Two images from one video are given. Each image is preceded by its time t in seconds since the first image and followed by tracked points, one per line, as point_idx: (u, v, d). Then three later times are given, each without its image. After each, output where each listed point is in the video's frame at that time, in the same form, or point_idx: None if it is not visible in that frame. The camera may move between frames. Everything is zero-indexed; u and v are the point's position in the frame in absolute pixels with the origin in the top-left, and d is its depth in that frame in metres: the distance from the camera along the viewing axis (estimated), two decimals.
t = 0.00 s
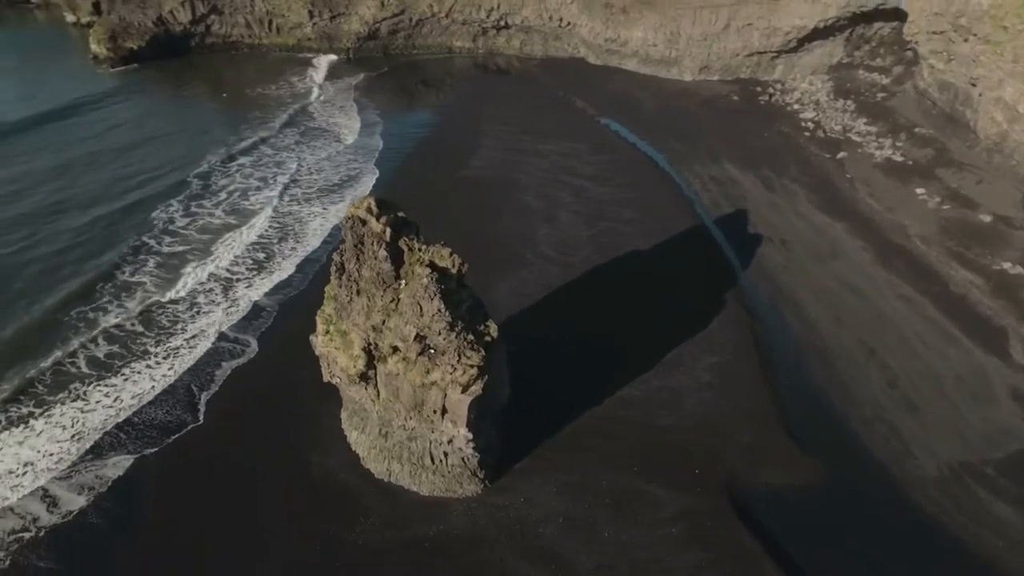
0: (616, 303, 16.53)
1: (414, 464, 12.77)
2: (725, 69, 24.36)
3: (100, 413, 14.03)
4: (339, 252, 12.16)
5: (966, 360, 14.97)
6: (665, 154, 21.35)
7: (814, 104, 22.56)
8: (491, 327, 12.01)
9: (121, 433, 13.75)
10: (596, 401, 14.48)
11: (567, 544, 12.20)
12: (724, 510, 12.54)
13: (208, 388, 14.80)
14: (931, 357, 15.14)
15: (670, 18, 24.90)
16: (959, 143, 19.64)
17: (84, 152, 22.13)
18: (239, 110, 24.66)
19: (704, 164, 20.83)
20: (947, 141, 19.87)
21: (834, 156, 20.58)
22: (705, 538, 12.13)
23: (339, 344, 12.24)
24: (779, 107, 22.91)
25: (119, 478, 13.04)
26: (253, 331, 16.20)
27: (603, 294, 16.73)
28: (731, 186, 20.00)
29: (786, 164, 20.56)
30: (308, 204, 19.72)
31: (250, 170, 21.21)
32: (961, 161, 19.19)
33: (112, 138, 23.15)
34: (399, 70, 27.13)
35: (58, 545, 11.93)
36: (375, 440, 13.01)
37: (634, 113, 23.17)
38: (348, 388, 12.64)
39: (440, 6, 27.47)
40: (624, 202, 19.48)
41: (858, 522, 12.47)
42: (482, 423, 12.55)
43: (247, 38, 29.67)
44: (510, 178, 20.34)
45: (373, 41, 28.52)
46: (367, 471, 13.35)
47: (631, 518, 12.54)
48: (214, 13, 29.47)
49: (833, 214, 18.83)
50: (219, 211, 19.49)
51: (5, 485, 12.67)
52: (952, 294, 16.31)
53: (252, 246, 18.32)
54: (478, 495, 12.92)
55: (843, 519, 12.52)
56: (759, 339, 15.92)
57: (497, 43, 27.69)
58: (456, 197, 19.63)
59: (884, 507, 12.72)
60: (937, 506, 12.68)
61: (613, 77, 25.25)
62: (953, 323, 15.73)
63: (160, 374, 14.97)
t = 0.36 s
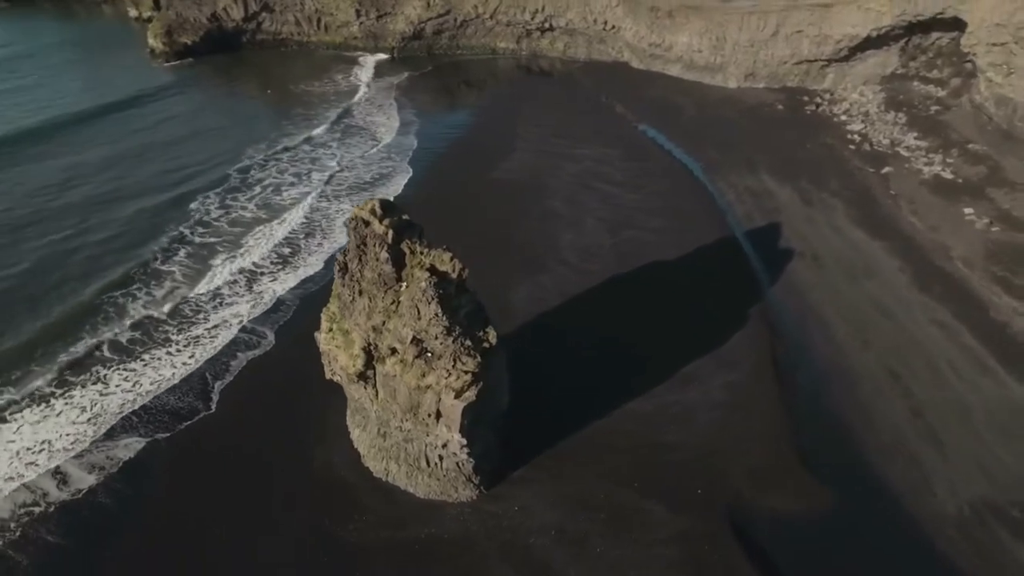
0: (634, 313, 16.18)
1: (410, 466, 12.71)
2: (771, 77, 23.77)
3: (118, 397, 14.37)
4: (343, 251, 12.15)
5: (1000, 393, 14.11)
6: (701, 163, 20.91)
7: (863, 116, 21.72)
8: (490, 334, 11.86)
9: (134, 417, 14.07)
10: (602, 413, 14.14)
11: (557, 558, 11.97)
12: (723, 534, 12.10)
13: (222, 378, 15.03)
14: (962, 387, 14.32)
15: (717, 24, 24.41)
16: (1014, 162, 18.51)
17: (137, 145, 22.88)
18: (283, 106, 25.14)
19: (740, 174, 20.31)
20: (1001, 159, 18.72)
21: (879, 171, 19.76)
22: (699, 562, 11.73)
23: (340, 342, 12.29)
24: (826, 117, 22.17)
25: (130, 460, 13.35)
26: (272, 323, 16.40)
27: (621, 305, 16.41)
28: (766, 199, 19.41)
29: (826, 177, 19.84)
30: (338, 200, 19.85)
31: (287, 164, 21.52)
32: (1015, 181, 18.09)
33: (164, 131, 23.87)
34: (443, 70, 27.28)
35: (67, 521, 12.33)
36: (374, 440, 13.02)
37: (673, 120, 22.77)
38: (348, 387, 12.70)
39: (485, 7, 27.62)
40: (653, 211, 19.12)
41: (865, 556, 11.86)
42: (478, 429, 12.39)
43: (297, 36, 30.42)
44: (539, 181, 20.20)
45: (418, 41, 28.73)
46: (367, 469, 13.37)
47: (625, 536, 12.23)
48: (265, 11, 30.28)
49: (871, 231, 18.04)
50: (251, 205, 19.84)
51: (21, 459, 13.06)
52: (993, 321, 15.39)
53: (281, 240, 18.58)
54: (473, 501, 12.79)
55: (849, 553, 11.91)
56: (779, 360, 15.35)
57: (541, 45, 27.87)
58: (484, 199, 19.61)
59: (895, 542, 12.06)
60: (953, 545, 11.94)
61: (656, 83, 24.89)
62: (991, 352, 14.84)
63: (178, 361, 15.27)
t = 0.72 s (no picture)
0: (645, 325, 15.86)
1: (403, 467, 12.60)
2: (814, 86, 23.05)
3: (132, 383, 14.64)
4: (343, 251, 12.10)
5: None
6: (732, 173, 20.41)
7: (908, 129, 20.82)
8: (485, 339, 11.71)
9: (144, 403, 14.31)
10: (603, 426, 13.90)
11: (542, 568, 11.78)
12: (714, 556, 11.72)
13: (232, 368, 15.18)
14: (987, 418, 13.59)
15: (758, 30, 23.87)
16: None
17: (179, 138, 23.38)
18: (320, 102, 25.47)
19: (771, 185, 19.82)
20: None
21: (919, 186, 18.92)
22: None
23: (338, 341, 12.27)
24: (868, 129, 21.36)
25: (138, 444, 13.61)
26: (286, 318, 16.53)
27: (633, 316, 16.09)
28: (796, 212, 18.83)
29: (862, 191, 19.12)
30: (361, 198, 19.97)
31: (317, 161, 21.76)
32: None
33: (205, 125, 24.37)
34: (480, 71, 27.25)
35: (74, 499, 12.62)
36: (369, 438, 12.96)
37: (707, 128, 22.30)
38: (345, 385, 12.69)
39: (524, 9, 27.60)
40: (677, 221, 18.76)
41: None
42: (471, 434, 12.24)
43: (339, 35, 30.89)
44: (564, 186, 20.02)
45: (457, 41, 28.84)
46: (361, 467, 13.33)
47: (614, 551, 11.95)
48: (309, 10, 30.79)
49: (905, 249, 17.30)
50: (278, 202, 20.07)
51: (35, 440, 13.41)
52: None
53: (304, 236, 18.78)
54: (464, 506, 12.64)
55: None
56: (794, 380, 14.84)
57: (579, 48, 27.68)
58: (507, 203, 19.54)
59: None
60: None
61: (694, 89, 24.43)
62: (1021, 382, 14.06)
63: (192, 351, 15.49)
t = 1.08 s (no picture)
0: (655, 337, 15.51)
1: (396, 467, 12.47)
2: (857, 96, 22.29)
3: (145, 370, 14.78)
4: (343, 251, 12.01)
5: None
6: (763, 183, 19.87)
7: (953, 143, 19.88)
8: (479, 345, 11.56)
9: (154, 390, 14.43)
10: (602, 437, 13.61)
11: None
12: None
13: (243, 360, 15.16)
14: (1010, 451, 12.89)
15: (802, 38, 23.30)
16: None
17: (219, 132, 23.71)
18: (357, 99, 25.74)
19: (802, 197, 19.23)
20: None
21: (960, 204, 18.05)
22: None
23: (335, 340, 12.19)
24: (910, 142, 20.51)
25: (147, 429, 13.78)
26: (300, 313, 16.39)
27: (644, 327, 15.76)
28: (827, 226, 18.21)
29: (898, 207, 18.38)
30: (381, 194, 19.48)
31: (348, 158, 21.73)
32: None
33: (246, 120, 24.69)
34: (516, 72, 27.14)
35: (77, 481, 12.90)
36: (364, 436, 12.86)
37: (741, 136, 21.72)
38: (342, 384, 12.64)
39: (562, 12, 27.54)
40: (701, 230, 18.30)
41: None
42: (463, 439, 12.04)
43: (379, 34, 31.21)
44: (588, 190, 19.75)
45: (493, 43, 28.84)
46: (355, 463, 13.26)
47: (602, 566, 11.69)
48: (350, 9, 31.11)
49: (938, 269, 16.54)
50: (304, 198, 20.08)
51: (47, 420, 13.69)
52: None
53: (326, 233, 18.66)
54: (455, 509, 12.47)
55: None
56: (807, 400, 14.31)
57: (617, 52, 27.39)
58: (530, 205, 19.37)
59: None
60: None
61: (732, 95, 23.88)
62: None
63: (205, 341, 15.54)
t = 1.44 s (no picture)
0: (665, 347, 15.15)
1: (389, 466, 12.39)
2: (896, 104, 21.63)
3: (155, 359, 14.95)
4: (340, 250, 11.95)
5: None
6: (791, 192, 19.41)
7: (995, 156, 19.16)
8: (472, 348, 11.49)
9: (163, 379, 14.58)
10: (602, 445, 13.38)
11: None
12: None
13: (251, 352, 15.25)
14: None
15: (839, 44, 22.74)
16: None
17: (252, 125, 23.87)
18: (388, 97, 25.89)
19: (829, 208, 18.77)
20: None
21: (997, 220, 17.40)
22: None
23: (330, 338, 12.14)
24: (950, 153, 19.75)
25: (154, 416, 13.92)
26: (312, 309, 16.47)
27: (655, 334, 15.45)
28: (853, 239, 17.71)
29: (930, 221, 17.78)
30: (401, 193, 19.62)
31: (374, 156, 21.63)
32: None
33: (278, 113, 24.87)
34: (548, 74, 27.02)
35: (81, 464, 13.08)
36: (359, 434, 12.80)
37: (772, 143, 21.25)
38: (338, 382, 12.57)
39: (595, 13, 27.60)
40: (722, 239, 17.83)
41: None
42: (454, 441, 11.94)
43: (413, 34, 31.46)
44: (609, 193, 19.50)
45: (525, 44, 29.10)
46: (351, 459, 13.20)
47: None
48: (385, 8, 31.39)
49: (968, 287, 15.98)
50: (325, 194, 20.20)
51: (60, 405, 13.97)
52: None
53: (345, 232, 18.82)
54: (446, 511, 12.35)
55: None
56: (818, 416, 13.83)
57: (650, 55, 27.19)
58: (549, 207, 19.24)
59: None
60: None
61: (765, 101, 23.42)
62: None
63: (217, 332, 15.66)
